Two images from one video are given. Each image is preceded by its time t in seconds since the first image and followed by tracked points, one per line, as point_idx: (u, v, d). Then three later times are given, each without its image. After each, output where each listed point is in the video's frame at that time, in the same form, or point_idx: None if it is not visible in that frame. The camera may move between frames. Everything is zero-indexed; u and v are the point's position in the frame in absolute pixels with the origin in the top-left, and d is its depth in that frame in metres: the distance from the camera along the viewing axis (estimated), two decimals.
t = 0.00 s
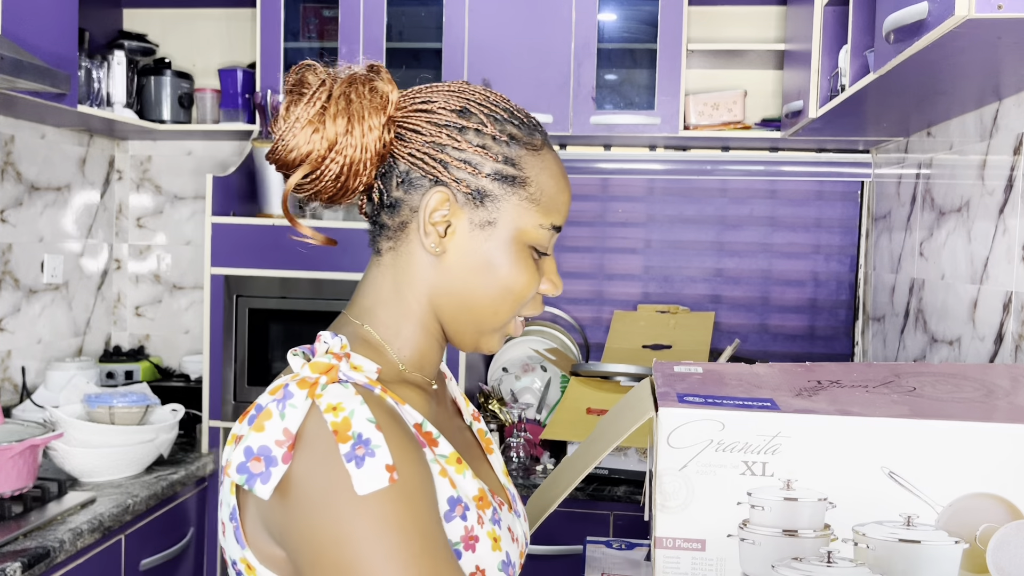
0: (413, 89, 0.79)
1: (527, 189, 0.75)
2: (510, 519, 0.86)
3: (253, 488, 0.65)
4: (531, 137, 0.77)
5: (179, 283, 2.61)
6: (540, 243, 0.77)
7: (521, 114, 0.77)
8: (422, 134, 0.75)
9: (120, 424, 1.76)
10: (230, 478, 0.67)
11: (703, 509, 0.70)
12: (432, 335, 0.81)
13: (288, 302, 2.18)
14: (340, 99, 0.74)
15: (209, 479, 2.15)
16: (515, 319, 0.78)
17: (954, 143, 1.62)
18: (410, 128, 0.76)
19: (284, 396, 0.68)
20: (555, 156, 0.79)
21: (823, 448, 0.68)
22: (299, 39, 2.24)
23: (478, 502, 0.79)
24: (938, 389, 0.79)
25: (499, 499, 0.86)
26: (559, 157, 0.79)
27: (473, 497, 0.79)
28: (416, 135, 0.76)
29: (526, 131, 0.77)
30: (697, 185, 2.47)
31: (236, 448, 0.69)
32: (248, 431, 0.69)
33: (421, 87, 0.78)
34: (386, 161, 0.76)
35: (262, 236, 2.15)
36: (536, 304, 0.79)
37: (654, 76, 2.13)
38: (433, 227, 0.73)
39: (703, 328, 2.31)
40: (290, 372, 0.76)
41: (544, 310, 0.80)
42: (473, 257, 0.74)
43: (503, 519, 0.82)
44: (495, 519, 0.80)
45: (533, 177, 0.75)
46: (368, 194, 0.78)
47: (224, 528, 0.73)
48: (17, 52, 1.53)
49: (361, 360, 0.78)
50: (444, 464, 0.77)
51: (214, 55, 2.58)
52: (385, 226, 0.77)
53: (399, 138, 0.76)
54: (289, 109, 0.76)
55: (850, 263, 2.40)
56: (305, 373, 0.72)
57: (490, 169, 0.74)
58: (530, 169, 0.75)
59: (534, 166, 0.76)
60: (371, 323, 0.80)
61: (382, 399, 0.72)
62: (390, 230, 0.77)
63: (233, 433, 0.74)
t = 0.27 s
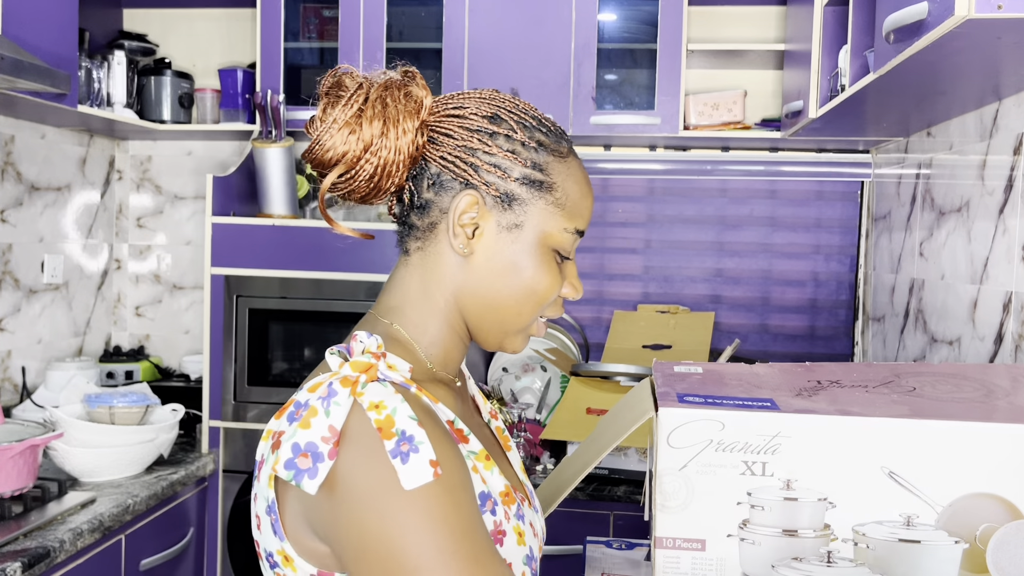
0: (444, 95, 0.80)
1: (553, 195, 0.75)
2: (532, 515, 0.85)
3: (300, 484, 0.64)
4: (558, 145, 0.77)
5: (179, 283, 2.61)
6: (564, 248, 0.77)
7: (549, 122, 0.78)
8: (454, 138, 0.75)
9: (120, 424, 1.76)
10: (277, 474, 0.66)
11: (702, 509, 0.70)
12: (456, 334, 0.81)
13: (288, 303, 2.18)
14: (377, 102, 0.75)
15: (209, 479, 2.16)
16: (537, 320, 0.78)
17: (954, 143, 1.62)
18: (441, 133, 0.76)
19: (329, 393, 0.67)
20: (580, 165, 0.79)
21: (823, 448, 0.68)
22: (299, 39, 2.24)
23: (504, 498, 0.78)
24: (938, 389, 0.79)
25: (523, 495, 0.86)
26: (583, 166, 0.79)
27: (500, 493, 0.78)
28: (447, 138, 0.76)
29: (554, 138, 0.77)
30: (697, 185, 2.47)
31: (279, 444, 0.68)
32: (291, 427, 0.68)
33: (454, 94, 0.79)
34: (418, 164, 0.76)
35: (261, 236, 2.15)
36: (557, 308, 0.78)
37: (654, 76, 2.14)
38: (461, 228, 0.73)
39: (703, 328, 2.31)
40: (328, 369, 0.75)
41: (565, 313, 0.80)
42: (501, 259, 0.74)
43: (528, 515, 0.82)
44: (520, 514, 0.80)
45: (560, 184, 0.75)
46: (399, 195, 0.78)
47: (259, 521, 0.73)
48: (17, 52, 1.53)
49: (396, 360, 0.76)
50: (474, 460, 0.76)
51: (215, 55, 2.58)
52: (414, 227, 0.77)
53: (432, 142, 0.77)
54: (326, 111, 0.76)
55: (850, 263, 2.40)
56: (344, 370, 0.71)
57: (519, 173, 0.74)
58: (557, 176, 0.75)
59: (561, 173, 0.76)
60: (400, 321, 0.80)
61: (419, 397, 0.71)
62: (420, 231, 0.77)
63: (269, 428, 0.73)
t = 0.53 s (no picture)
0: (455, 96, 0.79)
1: (560, 197, 0.74)
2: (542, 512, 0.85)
3: (318, 480, 0.64)
4: (565, 147, 0.76)
5: (179, 283, 2.61)
6: (571, 250, 0.76)
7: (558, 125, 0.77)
8: (461, 139, 0.75)
9: (120, 424, 1.76)
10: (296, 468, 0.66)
11: (702, 509, 0.70)
12: (465, 333, 0.81)
13: (288, 303, 2.18)
14: (385, 103, 0.75)
15: (209, 479, 2.16)
16: (544, 321, 0.78)
17: (954, 143, 1.62)
18: (449, 134, 0.76)
19: (347, 389, 0.68)
20: (588, 166, 0.78)
21: (824, 448, 0.68)
22: (299, 39, 2.24)
23: (518, 495, 0.78)
24: (938, 388, 0.79)
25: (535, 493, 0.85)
26: (591, 167, 0.79)
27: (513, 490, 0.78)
28: (455, 139, 0.76)
29: (561, 140, 0.76)
30: (697, 185, 2.47)
31: (296, 440, 0.68)
32: (310, 422, 0.68)
33: (464, 96, 0.78)
34: (426, 164, 0.77)
35: (261, 236, 2.15)
36: (563, 309, 0.78)
37: (654, 76, 2.14)
38: (467, 229, 0.73)
39: (703, 328, 2.31)
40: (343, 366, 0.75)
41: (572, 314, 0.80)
42: (507, 261, 0.74)
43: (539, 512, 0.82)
44: (532, 512, 0.80)
45: (567, 186, 0.75)
46: (408, 195, 0.78)
47: (273, 518, 0.72)
48: (17, 52, 1.53)
49: (410, 359, 0.76)
50: (488, 458, 0.76)
51: (215, 55, 2.58)
52: (422, 228, 0.78)
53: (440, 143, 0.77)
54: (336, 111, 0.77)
55: (850, 263, 2.40)
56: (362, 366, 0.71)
57: (525, 175, 0.73)
58: (565, 178, 0.75)
59: (568, 175, 0.75)
60: (410, 321, 0.80)
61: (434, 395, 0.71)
62: (427, 232, 0.77)
63: (283, 425, 0.74)
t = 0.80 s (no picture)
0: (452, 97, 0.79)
1: (557, 197, 0.74)
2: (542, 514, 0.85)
3: (315, 482, 0.64)
4: (563, 147, 0.76)
5: (179, 283, 2.62)
6: (570, 251, 0.76)
7: (556, 124, 0.76)
8: (457, 139, 0.75)
9: (120, 424, 1.76)
10: (294, 471, 0.66)
11: (701, 509, 0.70)
12: (464, 333, 0.81)
13: (288, 303, 2.18)
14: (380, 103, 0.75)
15: (209, 479, 2.16)
16: (543, 321, 0.77)
17: (954, 143, 1.62)
18: (445, 133, 0.76)
19: (344, 391, 0.68)
20: (587, 166, 0.77)
21: (823, 449, 0.68)
22: (299, 39, 2.24)
23: (517, 498, 0.78)
24: (938, 388, 0.79)
25: (534, 493, 0.85)
26: (590, 166, 0.78)
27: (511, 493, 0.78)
28: (451, 139, 0.76)
29: (560, 140, 0.76)
30: (697, 185, 2.47)
31: (293, 442, 0.69)
32: (308, 424, 0.68)
33: (461, 96, 0.78)
34: (422, 164, 0.77)
35: (262, 236, 2.15)
36: (563, 309, 0.78)
37: (654, 76, 2.14)
38: (464, 229, 0.73)
39: (703, 328, 2.31)
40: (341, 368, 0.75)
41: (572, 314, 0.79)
42: (503, 261, 0.74)
43: (539, 514, 0.82)
44: (532, 514, 0.80)
45: (564, 185, 0.74)
46: (405, 195, 0.78)
47: (269, 520, 0.73)
48: (17, 52, 1.53)
49: (408, 360, 0.77)
50: (488, 460, 0.76)
51: (215, 55, 2.58)
52: (420, 228, 0.78)
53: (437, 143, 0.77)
54: (331, 112, 0.77)
55: (850, 263, 2.40)
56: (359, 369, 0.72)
57: (521, 175, 0.73)
58: (561, 177, 0.74)
59: (565, 175, 0.74)
60: (408, 321, 0.81)
61: (431, 397, 0.72)
62: (424, 232, 0.77)
63: (280, 425, 0.74)
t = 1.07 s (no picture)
0: (431, 94, 0.80)
1: (534, 190, 0.73)
2: (541, 515, 0.85)
3: (301, 487, 0.64)
4: (542, 139, 0.75)
5: (179, 283, 2.62)
6: (555, 246, 0.74)
7: (534, 115, 0.75)
8: (433, 137, 0.76)
9: (120, 424, 1.76)
10: (279, 475, 0.66)
11: (701, 509, 0.70)
12: (453, 331, 0.81)
13: (288, 303, 2.18)
14: (354, 104, 0.76)
15: (209, 479, 2.16)
16: (533, 319, 0.76)
17: (954, 143, 1.62)
18: (422, 132, 0.76)
19: (332, 395, 0.67)
20: (571, 157, 0.76)
21: (822, 449, 0.68)
22: (299, 39, 2.24)
23: (514, 498, 0.78)
24: (937, 389, 0.79)
25: (532, 494, 0.85)
26: (574, 158, 0.76)
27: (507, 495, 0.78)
28: (427, 137, 0.76)
29: (538, 132, 0.75)
30: (697, 185, 2.47)
31: (281, 445, 0.68)
32: (295, 427, 0.68)
33: (438, 93, 0.79)
34: (401, 163, 0.77)
35: (262, 236, 2.15)
36: (552, 306, 0.76)
37: (654, 76, 2.14)
38: (440, 228, 0.73)
39: (703, 328, 2.31)
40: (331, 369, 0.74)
41: (564, 311, 0.77)
42: (480, 258, 0.73)
43: (537, 515, 0.82)
44: (531, 515, 0.79)
45: (541, 178, 0.73)
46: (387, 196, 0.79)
47: (263, 525, 0.72)
48: (18, 52, 1.53)
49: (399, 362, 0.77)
50: (482, 462, 0.77)
51: (215, 55, 2.58)
52: (403, 229, 0.78)
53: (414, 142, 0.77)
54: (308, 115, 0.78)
55: (850, 263, 2.40)
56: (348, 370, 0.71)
57: (495, 170, 0.73)
58: (539, 170, 0.73)
59: (543, 167, 0.73)
60: (394, 320, 0.81)
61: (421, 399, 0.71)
62: (407, 232, 0.78)
63: (272, 428, 0.73)
